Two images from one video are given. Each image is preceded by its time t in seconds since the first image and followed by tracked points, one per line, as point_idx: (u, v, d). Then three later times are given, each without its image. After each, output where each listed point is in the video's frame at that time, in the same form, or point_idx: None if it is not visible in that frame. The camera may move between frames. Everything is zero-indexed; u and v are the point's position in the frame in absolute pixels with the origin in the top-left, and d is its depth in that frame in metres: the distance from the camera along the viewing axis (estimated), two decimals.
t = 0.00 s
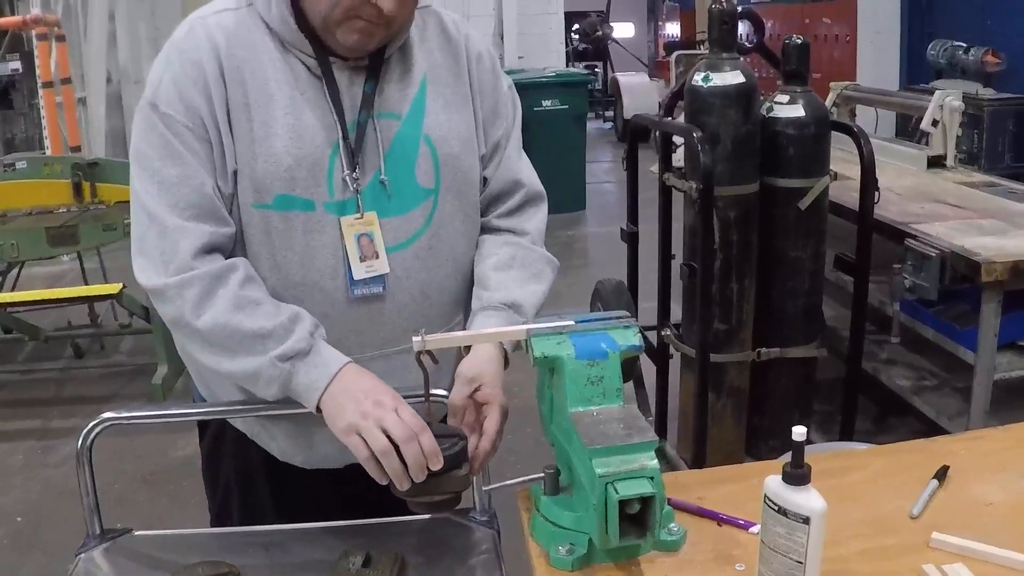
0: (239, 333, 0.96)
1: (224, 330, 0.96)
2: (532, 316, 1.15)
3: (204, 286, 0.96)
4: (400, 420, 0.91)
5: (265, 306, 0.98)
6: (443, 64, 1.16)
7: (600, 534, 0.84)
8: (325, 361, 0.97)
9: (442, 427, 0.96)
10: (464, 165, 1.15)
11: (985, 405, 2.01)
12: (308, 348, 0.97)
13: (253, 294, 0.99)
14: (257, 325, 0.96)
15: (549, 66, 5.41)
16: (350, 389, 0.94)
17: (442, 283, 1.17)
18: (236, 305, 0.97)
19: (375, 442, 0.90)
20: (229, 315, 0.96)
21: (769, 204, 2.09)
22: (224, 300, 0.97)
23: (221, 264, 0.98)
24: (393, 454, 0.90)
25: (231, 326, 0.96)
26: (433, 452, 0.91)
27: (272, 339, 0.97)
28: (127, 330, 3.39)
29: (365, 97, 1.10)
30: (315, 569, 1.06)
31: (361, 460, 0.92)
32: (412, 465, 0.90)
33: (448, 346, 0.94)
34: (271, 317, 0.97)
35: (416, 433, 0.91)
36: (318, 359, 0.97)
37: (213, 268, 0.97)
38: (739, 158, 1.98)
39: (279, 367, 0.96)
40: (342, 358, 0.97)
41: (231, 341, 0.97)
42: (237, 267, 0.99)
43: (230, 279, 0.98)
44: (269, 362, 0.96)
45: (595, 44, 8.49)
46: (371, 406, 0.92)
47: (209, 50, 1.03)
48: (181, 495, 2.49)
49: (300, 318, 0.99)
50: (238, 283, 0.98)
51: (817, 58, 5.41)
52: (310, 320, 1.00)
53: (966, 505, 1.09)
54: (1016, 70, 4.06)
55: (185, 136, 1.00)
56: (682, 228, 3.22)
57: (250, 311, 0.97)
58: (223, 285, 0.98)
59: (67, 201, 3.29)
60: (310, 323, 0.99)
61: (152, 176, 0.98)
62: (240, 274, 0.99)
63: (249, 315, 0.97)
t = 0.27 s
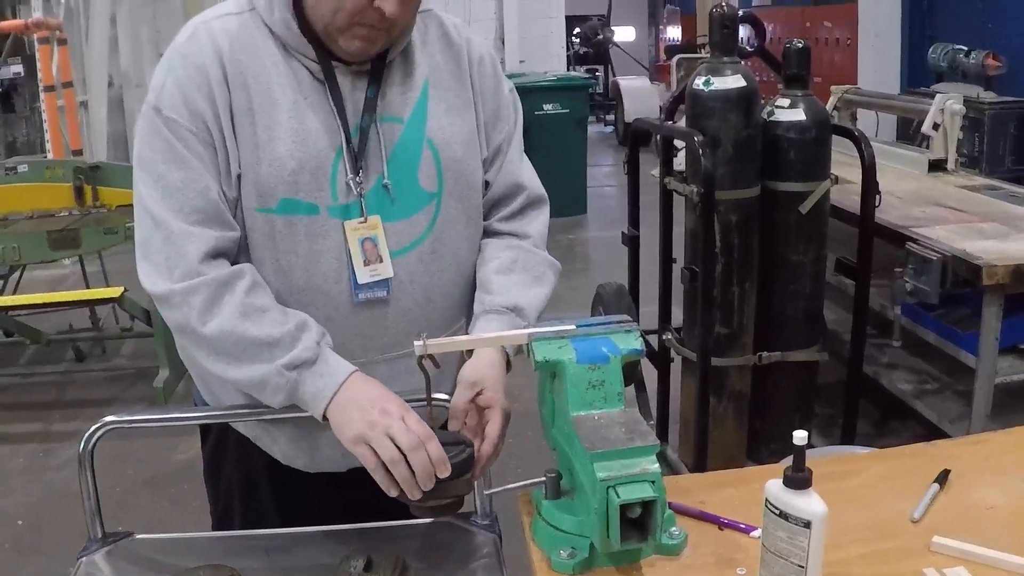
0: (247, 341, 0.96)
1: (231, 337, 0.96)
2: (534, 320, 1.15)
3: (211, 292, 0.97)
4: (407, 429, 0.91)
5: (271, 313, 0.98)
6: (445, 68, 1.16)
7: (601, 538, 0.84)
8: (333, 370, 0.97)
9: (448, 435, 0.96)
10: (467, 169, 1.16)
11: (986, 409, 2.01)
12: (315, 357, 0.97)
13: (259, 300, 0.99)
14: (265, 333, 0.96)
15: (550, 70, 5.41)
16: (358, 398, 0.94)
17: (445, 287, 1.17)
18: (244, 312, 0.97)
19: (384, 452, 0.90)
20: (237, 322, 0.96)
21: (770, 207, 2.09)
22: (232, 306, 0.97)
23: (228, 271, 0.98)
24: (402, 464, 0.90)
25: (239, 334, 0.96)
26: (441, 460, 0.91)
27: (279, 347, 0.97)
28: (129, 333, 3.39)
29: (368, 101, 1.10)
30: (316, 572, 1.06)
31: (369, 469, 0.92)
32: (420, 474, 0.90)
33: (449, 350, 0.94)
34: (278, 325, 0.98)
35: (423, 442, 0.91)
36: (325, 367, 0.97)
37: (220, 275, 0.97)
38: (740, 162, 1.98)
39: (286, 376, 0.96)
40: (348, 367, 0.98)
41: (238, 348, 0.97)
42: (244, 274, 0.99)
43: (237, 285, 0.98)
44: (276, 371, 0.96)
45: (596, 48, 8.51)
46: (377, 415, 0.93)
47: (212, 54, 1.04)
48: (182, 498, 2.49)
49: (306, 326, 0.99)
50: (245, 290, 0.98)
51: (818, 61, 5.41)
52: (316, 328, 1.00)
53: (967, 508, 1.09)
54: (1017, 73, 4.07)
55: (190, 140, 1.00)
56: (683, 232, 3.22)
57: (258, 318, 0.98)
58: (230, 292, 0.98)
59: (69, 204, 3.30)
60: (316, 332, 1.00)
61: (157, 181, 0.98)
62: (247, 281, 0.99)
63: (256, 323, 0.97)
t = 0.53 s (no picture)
0: (252, 343, 0.96)
1: (235, 339, 0.96)
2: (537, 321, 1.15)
3: (215, 294, 0.97)
4: (412, 432, 0.91)
5: (276, 314, 0.98)
6: (448, 68, 1.17)
7: (604, 539, 0.84)
8: (337, 372, 0.97)
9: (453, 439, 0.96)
10: (470, 170, 1.16)
11: (988, 411, 2.01)
12: (319, 359, 0.97)
13: (263, 302, 0.99)
14: (269, 336, 0.96)
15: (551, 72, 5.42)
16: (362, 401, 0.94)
17: (448, 288, 1.17)
18: (248, 314, 0.97)
19: (389, 455, 0.90)
20: (241, 325, 0.96)
21: (772, 209, 2.09)
22: (236, 308, 0.97)
23: (232, 273, 0.98)
24: (406, 467, 0.90)
25: (243, 336, 0.96)
26: (445, 463, 0.91)
27: (284, 349, 0.97)
28: (131, 335, 3.39)
29: (371, 101, 1.10)
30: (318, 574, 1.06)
31: (375, 472, 0.92)
32: (425, 477, 0.90)
33: (452, 350, 0.94)
34: (283, 327, 0.98)
35: (428, 445, 0.91)
36: (329, 370, 0.97)
37: (224, 277, 0.97)
38: (742, 164, 1.98)
39: (291, 378, 0.96)
40: (352, 370, 0.97)
41: (242, 350, 0.97)
42: (248, 276, 0.99)
43: (241, 287, 0.98)
44: (281, 373, 0.96)
45: (597, 51, 8.52)
46: (383, 418, 0.93)
47: (215, 54, 1.04)
48: (184, 500, 2.49)
49: (310, 329, 0.99)
50: (249, 291, 0.98)
51: (820, 63, 5.42)
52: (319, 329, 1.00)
53: (971, 510, 1.09)
54: (1019, 75, 4.07)
55: (193, 141, 1.00)
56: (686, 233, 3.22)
57: (262, 320, 0.98)
58: (234, 294, 0.98)
59: (71, 206, 3.30)
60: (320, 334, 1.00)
61: (161, 183, 0.98)
62: (251, 282, 0.99)
63: (260, 325, 0.97)
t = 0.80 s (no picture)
0: (256, 344, 0.96)
1: (239, 340, 0.96)
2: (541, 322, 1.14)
3: (219, 295, 0.97)
4: (416, 434, 0.91)
5: (279, 316, 0.98)
6: (452, 69, 1.17)
7: (608, 541, 0.84)
8: (341, 373, 0.97)
9: (459, 441, 0.96)
10: (473, 171, 1.16)
11: (991, 412, 2.01)
12: (323, 360, 0.97)
13: (266, 303, 0.99)
14: (273, 336, 0.96)
15: (554, 73, 5.42)
16: (366, 402, 0.94)
17: (453, 288, 1.17)
18: (252, 315, 0.97)
19: (394, 457, 0.90)
20: (244, 325, 0.96)
21: (775, 210, 2.09)
22: (240, 309, 0.97)
23: (236, 273, 0.98)
24: (411, 469, 0.90)
25: (246, 337, 0.96)
26: (450, 464, 0.90)
27: (288, 350, 0.97)
28: (133, 336, 3.40)
29: (375, 101, 1.10)
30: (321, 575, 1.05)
31: (379, 474, 0.92)
32: (429, 479, 0.90)
33: (456, 351, 0.94)
34: (286, 328, 0.98)
35: (432, 447, 0.90)
36: (333, 371, 0.97)
37: (228, 277, 0.97)
38: (745, 165, 1.98)
39: (294, 379, 0.96)
40: (355, 371, 0.97)
41: (246, 351, 0.97)
42: (252, 277, 0.99)
43: (245, 288, 0.98)
44: (284, 374, 0.96)
45: (599, 51, 8.52)
46: (387, 420, 0.92)
47: (219, 55, 1.04)
48: (186, 501, 2.49)
49: (314, 329, 0.99)
50: (253, 292, 0.98)
51: (822, 64, 5.42)
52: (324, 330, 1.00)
53: (975, 512, 1.09)
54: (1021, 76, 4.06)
55: (197, 141, 1.00)
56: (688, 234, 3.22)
57: (266, 321, 0.97)
58: (239, 294, 0.98)
59: (73, 206, 3.31)
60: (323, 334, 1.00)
61: (164, 183, 0.98)
62: (255, 283, 0.99)
63: (264, 325, 0.97)
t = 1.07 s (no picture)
0: (257, 340, 0.96)
1: (240, 336, 0.96)
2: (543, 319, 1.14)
3: (220, 291, 0.96)
4: (416, 432, 0.91)
5: (281, 312, 0.98)
6: (455, 65, 1.16)
7: (611, 538, 0.84)
8: (342, 370, 0.96)
9: (462, 439, 0.95)
10: (476, 167, 1.15)
11: (994, 410, 2.00)
12: (324, 357, 0.97)
13: (268, 299, 0.98)
14: (274, 333, 0.96)
15: (556, 70, 5.41)
16: (368, 399, 0.94)
17: (456, 284, 1.16)
18: (253, 311, 0.97)
19: (395, 454, 0.90)
20: (246, 321, 0.96)
21: (778, 207, 2.09)
22: (241, 305, 0.97)
23: (237, 269, 0.98)
24: (412, 465, 0.90)
25: (247, 333, 0.96)
26: (450, 462, 0.90)
27: (289, 346, 0.97)
28: (135, 333, 3.40)
29: (377, 97, 1.10)
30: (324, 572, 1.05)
31: (381, 471, 0.92)
32: (430, 476, 0.89)
33: (459, 348, 0.94)
34: (288, 324, 0.97)
35: (432, 444, 0.90)
36: (334, 368, 0.96)
37: (229, 273, 0.97)
38: (748, 162, 1.97)
39: (295, 376, 0.96)
40: (357, 368, 0.97)
41: (248, 347, 0.97)
42: (254, 273, 0.99)
43: (247, 284, 0.98)
44: (286, 371, 0.96)
45: (601, 48, 8.52)
46: (387, 418, 0.92)
47: (221, 50, 1.03)
48: (188, 498, 2.49)
49: (315, 326, 0.99)
50: (254, 288, 0.98)
51: (824, 61, 5.41)
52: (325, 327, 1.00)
53: (979, 510, 1.08)
54: None
55: (199, 137, 0.99)
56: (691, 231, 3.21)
57: (267, 317, 0.97)
58: (240, 291, 0.97)
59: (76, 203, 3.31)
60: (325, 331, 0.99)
61: (166, 179, 0.98)
62: (256, 280, 0.99)
63: (265, 322, 0.97)
